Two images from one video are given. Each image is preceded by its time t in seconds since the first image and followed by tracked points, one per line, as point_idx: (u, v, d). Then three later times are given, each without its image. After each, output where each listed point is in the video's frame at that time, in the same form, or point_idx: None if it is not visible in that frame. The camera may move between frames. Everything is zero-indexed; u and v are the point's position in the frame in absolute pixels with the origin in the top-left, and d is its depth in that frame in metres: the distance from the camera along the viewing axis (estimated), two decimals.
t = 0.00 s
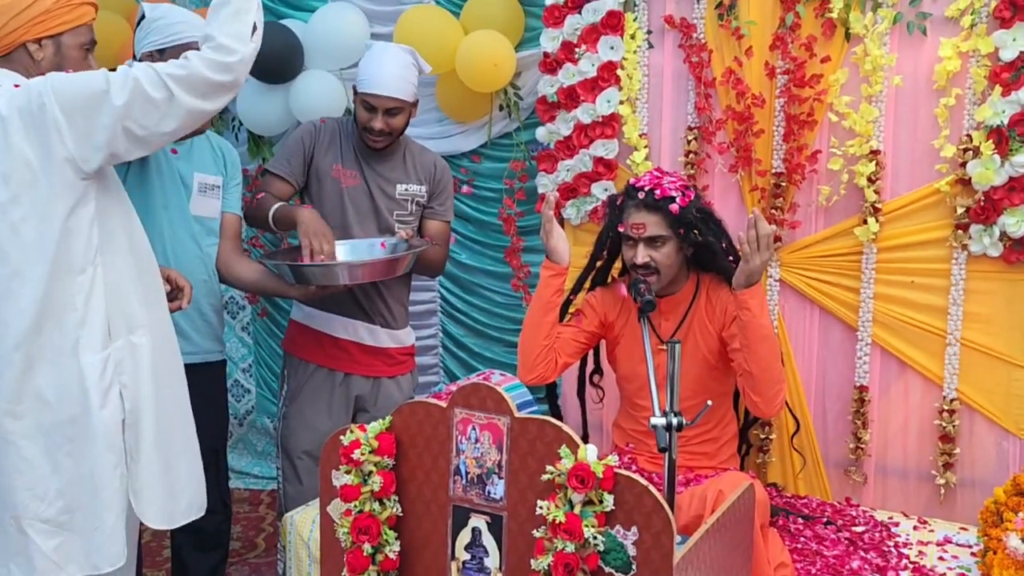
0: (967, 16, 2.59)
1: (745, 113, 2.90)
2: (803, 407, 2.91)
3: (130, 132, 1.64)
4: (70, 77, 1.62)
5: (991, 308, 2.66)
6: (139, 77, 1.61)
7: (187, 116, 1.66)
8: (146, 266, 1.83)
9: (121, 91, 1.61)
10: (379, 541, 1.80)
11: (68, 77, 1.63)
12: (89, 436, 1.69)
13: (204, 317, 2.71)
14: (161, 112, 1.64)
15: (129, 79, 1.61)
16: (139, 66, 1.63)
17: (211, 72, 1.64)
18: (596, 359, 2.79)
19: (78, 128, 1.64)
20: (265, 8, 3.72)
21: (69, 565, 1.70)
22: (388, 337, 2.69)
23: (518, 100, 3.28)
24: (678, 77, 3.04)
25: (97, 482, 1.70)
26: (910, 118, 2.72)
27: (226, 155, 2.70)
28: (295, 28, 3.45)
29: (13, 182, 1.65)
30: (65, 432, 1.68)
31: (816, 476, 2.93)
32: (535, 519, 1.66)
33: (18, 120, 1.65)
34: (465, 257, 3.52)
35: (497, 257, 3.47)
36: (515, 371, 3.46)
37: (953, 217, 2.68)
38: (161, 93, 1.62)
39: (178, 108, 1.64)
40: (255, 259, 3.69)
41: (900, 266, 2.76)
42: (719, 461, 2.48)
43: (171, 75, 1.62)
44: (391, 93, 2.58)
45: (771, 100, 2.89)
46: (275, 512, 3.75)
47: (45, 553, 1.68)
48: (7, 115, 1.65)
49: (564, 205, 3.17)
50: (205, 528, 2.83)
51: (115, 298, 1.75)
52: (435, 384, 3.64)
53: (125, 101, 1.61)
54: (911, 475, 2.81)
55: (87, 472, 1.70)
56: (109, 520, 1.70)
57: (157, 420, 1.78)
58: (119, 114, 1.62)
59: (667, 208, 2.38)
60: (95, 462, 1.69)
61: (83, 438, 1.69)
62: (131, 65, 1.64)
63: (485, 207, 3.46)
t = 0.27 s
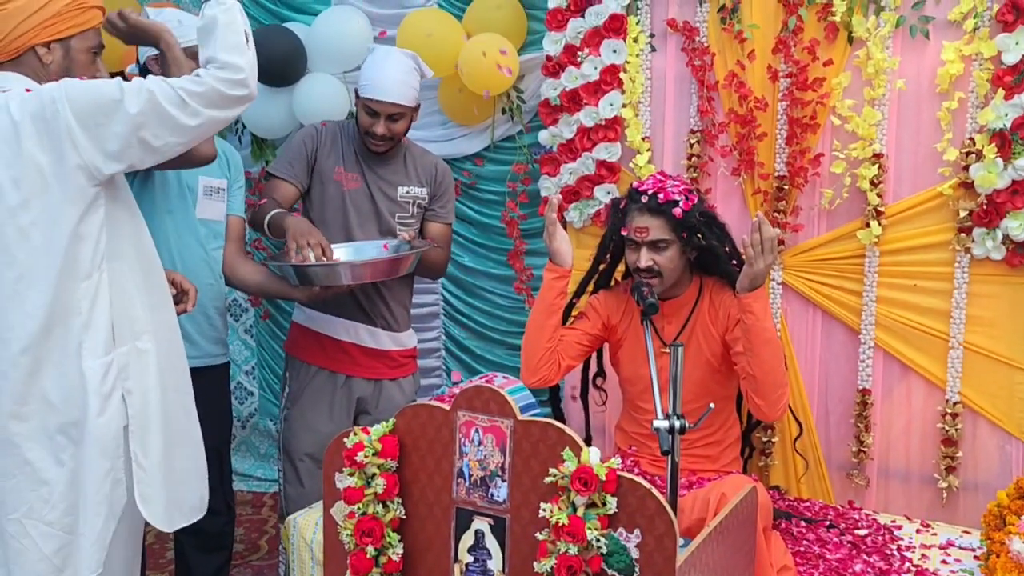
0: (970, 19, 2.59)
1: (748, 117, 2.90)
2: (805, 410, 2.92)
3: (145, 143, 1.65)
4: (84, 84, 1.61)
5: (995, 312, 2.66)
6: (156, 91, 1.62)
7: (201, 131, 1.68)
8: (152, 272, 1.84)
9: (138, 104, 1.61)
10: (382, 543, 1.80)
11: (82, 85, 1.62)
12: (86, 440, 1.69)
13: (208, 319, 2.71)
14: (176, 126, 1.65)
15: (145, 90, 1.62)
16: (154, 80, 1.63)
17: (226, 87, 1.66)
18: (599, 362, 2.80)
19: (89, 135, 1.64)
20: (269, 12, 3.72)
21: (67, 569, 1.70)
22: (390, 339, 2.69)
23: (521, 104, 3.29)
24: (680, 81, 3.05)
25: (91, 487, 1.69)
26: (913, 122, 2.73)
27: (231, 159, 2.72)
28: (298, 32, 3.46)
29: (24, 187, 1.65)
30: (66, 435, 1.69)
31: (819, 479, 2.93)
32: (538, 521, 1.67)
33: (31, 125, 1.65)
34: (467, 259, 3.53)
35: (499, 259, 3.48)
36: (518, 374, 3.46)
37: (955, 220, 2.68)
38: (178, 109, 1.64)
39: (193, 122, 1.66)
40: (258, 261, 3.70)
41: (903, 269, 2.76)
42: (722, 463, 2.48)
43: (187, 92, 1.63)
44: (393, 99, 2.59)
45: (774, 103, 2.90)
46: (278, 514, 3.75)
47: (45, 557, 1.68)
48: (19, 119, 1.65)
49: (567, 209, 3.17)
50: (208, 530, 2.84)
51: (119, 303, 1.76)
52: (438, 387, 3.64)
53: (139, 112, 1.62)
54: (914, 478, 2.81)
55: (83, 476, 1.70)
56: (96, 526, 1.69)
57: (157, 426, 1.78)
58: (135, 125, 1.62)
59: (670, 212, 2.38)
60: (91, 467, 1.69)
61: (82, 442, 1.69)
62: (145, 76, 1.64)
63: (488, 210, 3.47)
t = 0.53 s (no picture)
0: (967, 22, 2.60)
1: (746, 119, 2.90)
2: (803, 413, 2.92)
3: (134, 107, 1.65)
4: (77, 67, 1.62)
5: (992, 314, 2.66)
6: (137, 51, 1.63)
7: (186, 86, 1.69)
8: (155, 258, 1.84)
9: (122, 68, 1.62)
10: (380, 546, 1.80)
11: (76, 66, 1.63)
12: (104, 421, 1.69)
13: (206, 318, 2.72)
14: (162, 86, 1.66)
15: (128, 57, 1.62)
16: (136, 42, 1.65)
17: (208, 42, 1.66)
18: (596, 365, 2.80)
19: (88, 117, 1.64)
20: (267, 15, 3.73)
21: (94, 553, 1.69)
22: (388, 342, 2.69)
23: (519, 106, 3.29)
24: (678, 84, 3.06)
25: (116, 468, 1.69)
26: (910, 124, 2.73)
27: (224, 159, 2.69)
28: (296, 34, 3.46)
29: (27, 182, 1.63)
30: (82, 420, 1.67)
31: (817, 481, 2.93)
32: (535, 524, 1.66)
33: (26, 115, 1.63)
34: (465, 262, 3.53)
35: (497, 262, 3.48)
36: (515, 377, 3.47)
37: (952, 223, 2.68)
38: (160, 65, 1.65)
39: (178, 79, 1.67)
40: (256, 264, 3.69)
41: (900, 272, 2.76)
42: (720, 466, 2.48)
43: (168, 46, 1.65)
44: (393, 104, 2.59)
45: (771, 106, 2.90)
46: (275, 517, 3.75)
47: (72, 542, 1.67)
48: (14, 113, 1.63)
49: (565, 211, 3.18)
50: (205, 532, 2.84)
51: (128, 288, 1.75)
52: (436, 389, 3.64)
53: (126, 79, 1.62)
54: (911, 481, 2.81)
55: (105, 459, 1.69)
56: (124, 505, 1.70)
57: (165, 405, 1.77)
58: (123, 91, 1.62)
59: (666, 215, 2.38)
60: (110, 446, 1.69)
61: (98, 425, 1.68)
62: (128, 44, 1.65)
63: (486, 213, 3.47)
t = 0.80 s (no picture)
0: (963, 26, 2.61)
1: (742, 122, 2.91)
2: (800, 416, 2.91)
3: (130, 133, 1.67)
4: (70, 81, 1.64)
5: (989, 317, 2.66)
6: (136, 75, 1.65)
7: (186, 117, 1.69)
8: (148, 273, 1.84)
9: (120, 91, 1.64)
10: (375, 549, 1.79)
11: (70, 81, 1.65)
12: (101, 439, 1.69)
13: (200, 322, 2.71)
14: (159, 111, 1.66)
15: (128, 79, 1.64)
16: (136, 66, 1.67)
17: (210, 71, 1.67)
18: (593, 368, 2.79)
19: (80, 133, 1.65)
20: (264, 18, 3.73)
21: (83, 568, 1.69)
22: (384, 345, 2.69)
23: (516, 109, 3.29)
24: (675, 87, 3.06)
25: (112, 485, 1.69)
26: (907, 127, 2.73)
27: (222, 163, 2.72)
28: (293, 37, 3.46)
29: (18, 190, 1.64)
30: (77, 437, 1.67)
31: (814, 484, 2.93)
32: (531, 527, 1.66)
33: (20, 126, 1.64)
34: (462, 264, 3.53)
35: (494, 265, 3.48)
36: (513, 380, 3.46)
37: (949, 226, 2.68)
38: (158, 92, 1.65)
39: (177, 106, 1.67)
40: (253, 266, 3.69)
41: (897, 275, 2.76)
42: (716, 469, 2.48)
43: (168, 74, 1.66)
44: (390, 107, 2.59)
45: (768, 109, 2.90)
46: (272, 520, 3.74)
47: (60, 559, 1.66)
48: (7, 122, 1.64)
49: (561, 214, 3.18)
50: (201, 535, 2.84)
51: (119, 305, 1.75)
52: (433, 392, 3.64)
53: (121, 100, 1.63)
54: (908, 484, 2.81)
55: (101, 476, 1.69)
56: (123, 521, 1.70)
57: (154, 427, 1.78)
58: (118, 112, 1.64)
59: (658, 215, 2.39)
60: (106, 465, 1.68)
61: (93, 442, 1.68)
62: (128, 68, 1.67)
63: (483, 216, 3.47)
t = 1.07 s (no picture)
0: (963, 27, 2.61)
1: (742, 124, 2.91)
2: (800, 418, 2.92)
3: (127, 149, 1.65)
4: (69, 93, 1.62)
5: (990, 318, 2.66)
6: (134, 92, 1.62)
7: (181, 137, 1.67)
8: (146, 279, 1.83)
9: (119, 108, 1.61)
10: (375, 552, 1.79)
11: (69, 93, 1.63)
12: (79, 451, 1.68)
13: (198, 325, 2.71)
14: (156, 130, 1.64)
15: (125, 95, 1.61)
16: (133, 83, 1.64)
17: (207, 91, 1.65)
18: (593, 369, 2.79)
19: (75, 141, 1.64)
20: (265, 20, 3.74)
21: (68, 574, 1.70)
22: (385, 346, 2.69)
23: (516, 111, 3.29)
24: (675, 88, 3.06)
25: (88, 497, 1.69)
26: (906, 129, 2.73)
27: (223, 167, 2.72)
28: (293, 39, 3.47)
29: (10, 197, 1.66)
30: (58, 445, 1.68)
31: (814, 486, 2.93)
32: (531, 529, 1.66)
33: (16, 132, 1.65)
34: (462, 266, 3.53)
35: (495, 267, 3.48)
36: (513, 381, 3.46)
37: (949, 227, 2.68)
38: (156, 111, 1.63)
39: (174, 125, 1.65)
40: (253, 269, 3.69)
41: (897, 276, 2.76)
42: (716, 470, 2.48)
43: (164, 94, 1.63)
44: (389, 109, 2.59)
45: (768, 110, 2.90)
46: (273, 522, 3.74)
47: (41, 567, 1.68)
48: (4, 127, 1.66)
49: (561, 215, 3.18)
50: (200, 537, 2.84)
51: (111, 314, 1.75)
52: (433, 394, 3.64)
53: (119, 116, 1.61)
54: (908, 485, 2.81)
55: (78, 486, 1.69)
56: (97, 534, 1.69)
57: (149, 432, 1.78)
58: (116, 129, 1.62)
59: (655, 210, 2.39)
60: (85, 475, 1.68)
61: (73, 451, 1.69)
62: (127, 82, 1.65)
63: (484, 217, 3.47)
